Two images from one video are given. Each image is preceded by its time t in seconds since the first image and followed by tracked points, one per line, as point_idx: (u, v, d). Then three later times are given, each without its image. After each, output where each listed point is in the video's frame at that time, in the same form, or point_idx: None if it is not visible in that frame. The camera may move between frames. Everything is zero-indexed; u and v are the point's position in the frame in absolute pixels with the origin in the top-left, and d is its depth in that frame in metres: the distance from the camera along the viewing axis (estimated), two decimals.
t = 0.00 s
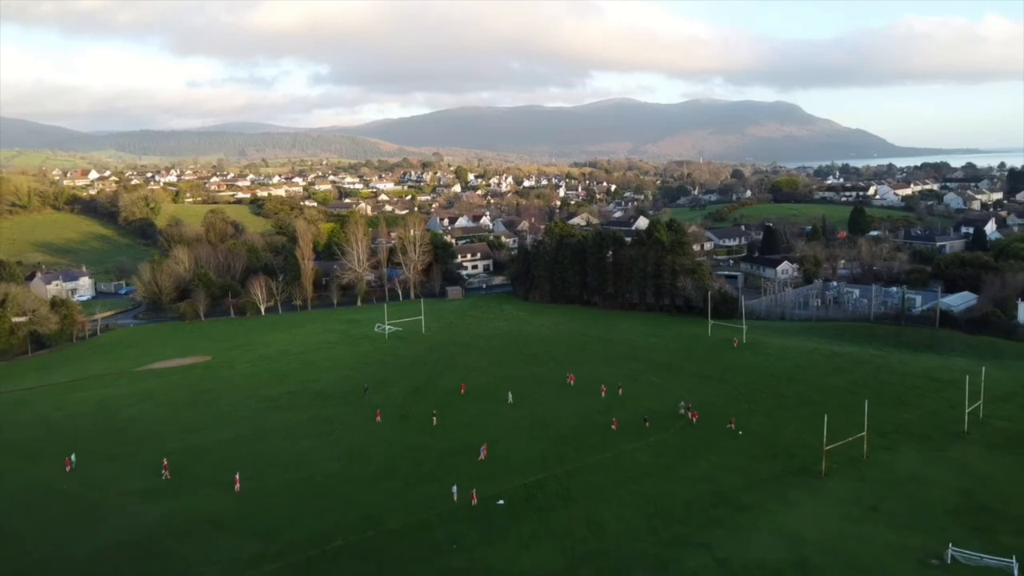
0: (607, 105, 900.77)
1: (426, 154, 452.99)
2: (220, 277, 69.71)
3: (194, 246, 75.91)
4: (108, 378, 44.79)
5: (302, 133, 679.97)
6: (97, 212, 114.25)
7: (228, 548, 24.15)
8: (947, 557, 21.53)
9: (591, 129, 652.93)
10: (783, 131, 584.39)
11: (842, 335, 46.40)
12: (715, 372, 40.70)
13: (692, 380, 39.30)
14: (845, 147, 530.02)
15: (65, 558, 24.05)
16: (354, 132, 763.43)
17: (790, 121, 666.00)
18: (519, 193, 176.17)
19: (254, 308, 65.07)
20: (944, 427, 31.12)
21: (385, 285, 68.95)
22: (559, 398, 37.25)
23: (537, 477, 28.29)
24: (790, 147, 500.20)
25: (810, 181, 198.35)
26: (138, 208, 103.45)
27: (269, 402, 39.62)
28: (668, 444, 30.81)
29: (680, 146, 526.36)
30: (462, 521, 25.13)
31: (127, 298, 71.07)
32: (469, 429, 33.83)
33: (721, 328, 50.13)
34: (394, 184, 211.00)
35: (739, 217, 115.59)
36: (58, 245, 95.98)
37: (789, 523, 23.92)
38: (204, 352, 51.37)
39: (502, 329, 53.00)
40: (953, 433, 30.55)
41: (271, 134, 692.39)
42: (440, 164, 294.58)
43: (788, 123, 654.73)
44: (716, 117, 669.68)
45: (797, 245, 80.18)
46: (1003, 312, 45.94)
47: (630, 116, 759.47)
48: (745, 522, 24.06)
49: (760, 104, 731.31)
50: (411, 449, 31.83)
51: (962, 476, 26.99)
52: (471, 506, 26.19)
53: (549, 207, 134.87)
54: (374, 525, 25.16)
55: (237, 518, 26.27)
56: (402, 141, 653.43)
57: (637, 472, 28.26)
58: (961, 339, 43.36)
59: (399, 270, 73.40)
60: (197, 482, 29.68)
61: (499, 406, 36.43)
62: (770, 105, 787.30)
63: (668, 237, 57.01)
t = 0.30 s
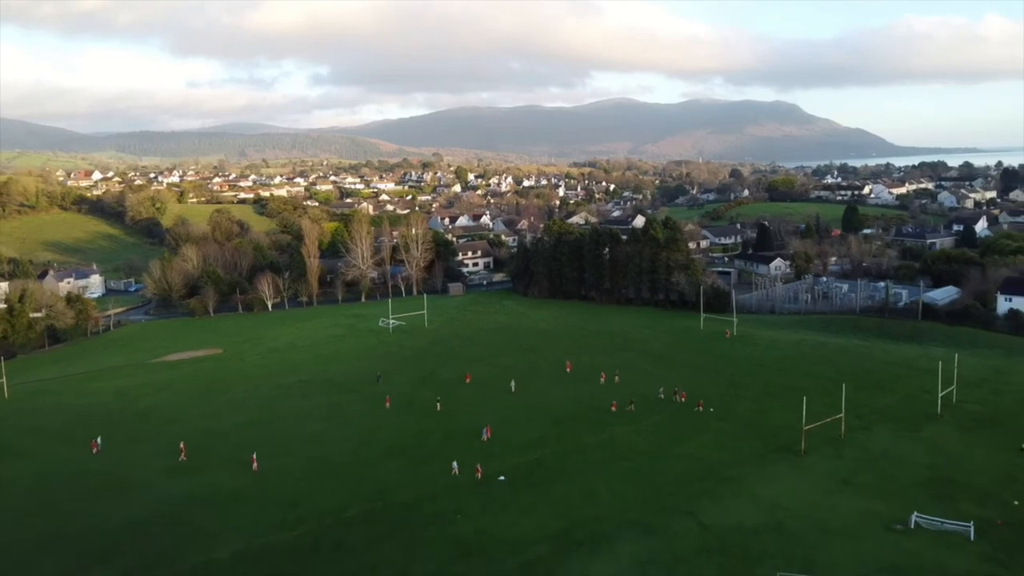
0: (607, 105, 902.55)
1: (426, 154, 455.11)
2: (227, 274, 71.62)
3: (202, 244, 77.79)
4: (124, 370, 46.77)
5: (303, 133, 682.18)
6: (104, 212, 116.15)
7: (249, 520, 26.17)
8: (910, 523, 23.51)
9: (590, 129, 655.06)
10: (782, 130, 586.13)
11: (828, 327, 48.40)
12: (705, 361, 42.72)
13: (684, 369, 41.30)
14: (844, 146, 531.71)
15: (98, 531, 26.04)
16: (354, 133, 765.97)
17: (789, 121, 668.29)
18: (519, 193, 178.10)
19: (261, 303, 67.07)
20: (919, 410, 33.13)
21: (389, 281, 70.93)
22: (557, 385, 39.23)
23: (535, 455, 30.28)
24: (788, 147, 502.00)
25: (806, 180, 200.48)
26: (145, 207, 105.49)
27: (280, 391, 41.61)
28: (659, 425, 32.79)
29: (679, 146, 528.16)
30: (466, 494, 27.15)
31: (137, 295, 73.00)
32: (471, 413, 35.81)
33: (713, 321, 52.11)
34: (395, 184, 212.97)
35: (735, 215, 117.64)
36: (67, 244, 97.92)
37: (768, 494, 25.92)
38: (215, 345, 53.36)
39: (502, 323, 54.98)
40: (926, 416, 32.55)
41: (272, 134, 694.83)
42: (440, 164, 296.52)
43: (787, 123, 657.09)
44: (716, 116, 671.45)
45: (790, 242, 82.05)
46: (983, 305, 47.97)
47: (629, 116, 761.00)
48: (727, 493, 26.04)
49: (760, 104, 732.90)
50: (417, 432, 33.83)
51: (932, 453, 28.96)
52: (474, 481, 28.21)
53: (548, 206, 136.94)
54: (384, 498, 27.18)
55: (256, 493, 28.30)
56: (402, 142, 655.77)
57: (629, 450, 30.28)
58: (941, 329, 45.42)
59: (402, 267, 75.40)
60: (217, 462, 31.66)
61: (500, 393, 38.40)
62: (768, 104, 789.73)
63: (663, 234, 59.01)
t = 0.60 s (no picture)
0: (606, 105, 904.27)
1: (426, 155, 457.02)
2: (234, 271, 73.45)
3: (209, 243, 79.72)
4: (139, 361, 48.67)
5: (303, 133, 684.10)
6: (110, 212, 117.93)
7: (266, 496, 28.07)
8: (880, 493, 25.36)
9: (590, 129, 657.04)
10: (781, 130, 587.94)
11: (815, 319, 50.35)
12: (697, 351, 44.61)
13: (677, 357, 43.14)
14: (843, 146, 533.50)
15: (123, 506, 27.90)
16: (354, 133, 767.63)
17: (788, 120, 670.45)
18: (518, 192, 180.00)
19: (267, 300, 68.94)
20: (896, 393, 35.01)
21: (391, 278, 72.79)
22: (555, 373, 41.12)
23: (533, 436, 32.21)
24: (787, 146, 503.80)
25: (804, 180, 202.46)
26: (150, 207, 107.34)
27: (289, 380, 43.45)
28: (650, 409, 34.70)
29: (678, 146, 529.95)
30: (469, 470, 29.05)
31: (146, 292, 74.84)
32: (473, 399, 37.73)
33: (706, 314, 54.00)
34: (395, 184, 214.83)
35: (731, 214, 119.57)
36: (75, 243, 99.74)
37: (750, 468, 27.81)
38: (225, 339, 55.18)
39: (501, 317, 56.87)
40: (903, 399, 34.43)
41: (272, 135, 696.72)
42: (440, 164, 298.44)
43: (786, 122, 659.47)
44: (715, 116, 673.32)
45: (784, 239, 83.93)
46: (964, 299, 49.97)
47: (629, 116, 762.79)
48: (712, 468, 27.96)
49: (758, 104, 734.84)
50: (422, 416, 35.70)
51: (906, 433, 30.82)
52: (476, 458, 30.15)
53: (548, 205, 138.81)
54: (391, 474, 29.12)
55: (272, 471, 30.25)
56: (402, 142, 657.85)
57: (622, 431, 32.15)
58: (923, 322, 47.34)
59: (404, 264, 77.27)
60: (233, 444, 33.55)
61: (500, 381, 40.32)
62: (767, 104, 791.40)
63: (657, 232, 60.93)
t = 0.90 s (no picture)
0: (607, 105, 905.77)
1: (425, 155, 458.42)
2: (240, 268, 75.32)
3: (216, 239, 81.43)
4: (151, 354, 50.50)
5: (304, 133, 686.19)
6: (116, 211, 119.71)
7: (279, 477, 29.88)
8: (855, 469, 27.09)
9: (589, 129, 658.71)
10: (781, 130, 589.24)
11: (804, 313, 52.12)
12: (689, 343, 46.46)
13: (670, 350, 45.01)
14: (842, 146, 534.79)
15: (147, 487, 29.74)
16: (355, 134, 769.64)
17: (787, 120, 672.13)
18: (517, 192, 182.12)
19: (274, 296, 70.85)
20: (876, 380, 36.74)
21: (394, 275, 74.66)
22: (552, 364, 43.00)
23: (530, 422, 34.11)
24: (786, 146, 505.17)
25: (801, 179, 203.95)
26: (156, 206, 109.16)
27: (298, 372, 45.30)
28: (642, 397, 36.60)
29: (678, 146, 531.41)
30: (470, 453, 30.93)
31: (155, 289, 76.72)
32: (474, 389, 39.63)
33: (699, 309, 55.86)
34: (396, 184, 216.44)
35: (728, 212, 121.30)
36: (83, 242, 101.49)
37: (733, 448, 29.70)
38: (234, 333, 57.02)
39: (501, 312, 58.66)
40: (882, 385, 36.18)
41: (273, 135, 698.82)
42: (440, 164, 300.17)
43: (785, 122, 661.12)
44: (714, 116, 674.65)
45: (778, 237, 85.61)
46: (947, 293, 51.72)
47: (629, 116, 764.15)
48: (698, 448, 29.82)
49: (758, 103, 736.26)
50: (426, 405, 37.59)
51: (883, 416, 32.62)
52: (477, 442, 32.04)
53: (546, 204, 140.42)
54: (397, 457, 30.98)
55: (285, 455, 32.11)
56: (402, 142, 659.71)
57: (615, 418, 33.93)
58: (907, 314, 49.18)
59: (406, 261, 79.16)
60: (246, 432, 35.39)
61: (500, 372, 42.22)
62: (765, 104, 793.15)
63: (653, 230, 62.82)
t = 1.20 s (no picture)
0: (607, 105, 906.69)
1: (425, 154, 459.80)
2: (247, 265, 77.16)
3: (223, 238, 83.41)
4: (164, 346, 52.41)
5: (304, 133, 687.63)
6: (122, 209, 121.42)
7: (293, 459, 31.70)
8: (833, 449, 28.79)
9: (589, 129, 660.27)
10: (780, 130, 590.44)
11: (794, 307, 53.93)
12: (682, 335, 48.29)
13: (664, 341, 46.88)
14: (841, 146, 535.80)
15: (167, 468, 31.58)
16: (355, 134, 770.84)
17: (786, 120, 673.96)
18: (517, 191, 183.91)
19: (280, 292, 72.73)
20: (858, 369, 38.54)
21: (397, 272, 76.52)
22: (551, 355, 44.86)
23: (529, 408, 35.97)
24: (785, 146, 506.33)
25: (798, 179, 205.81)
26: (161, 206, 111.09)
27: (307, 363, 47.13)
28: (635, 385, 38.48)
29: (677, 146, 532.62)
30: (472, 436, 32.76)
31: (164, 286, 78.57)
32: (475, 378, 41.48)
33: (692, 303, 57.70)
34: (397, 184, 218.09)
35: (725, 211, 123.12)
36: (90, 240, 103.21)
37: (720, 430, 31.54)
38: (243, 327, 58.82)
39: (501, 307, 60.48)
40: (864, 373, 37.97)
41: (273, 135, 700.64)
42: (440, 164, 301.71)
43: (784, 121, 663.02)
44: (714, 116, 676.07)
45: (772, 235, 87.31)
46: (932, 288, 53.57)
47: (628, 115, 765.17)
48: (687, 431, 31.66)
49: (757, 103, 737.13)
50: (430, 393, 39.45)
51: (863, 402, 34.41)
52: (479, 427, 33.90)
53: (545, 203, 142.23)
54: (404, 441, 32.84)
55: (297, 440, 33.94)
56: (402, 142, 661.25)
57: (609, 404, 35.78)
58: (892, 308, 50.97)
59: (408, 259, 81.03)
60: (259, 418, 37.18)
61: (500, 362, 44.08)
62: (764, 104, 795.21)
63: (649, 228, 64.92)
